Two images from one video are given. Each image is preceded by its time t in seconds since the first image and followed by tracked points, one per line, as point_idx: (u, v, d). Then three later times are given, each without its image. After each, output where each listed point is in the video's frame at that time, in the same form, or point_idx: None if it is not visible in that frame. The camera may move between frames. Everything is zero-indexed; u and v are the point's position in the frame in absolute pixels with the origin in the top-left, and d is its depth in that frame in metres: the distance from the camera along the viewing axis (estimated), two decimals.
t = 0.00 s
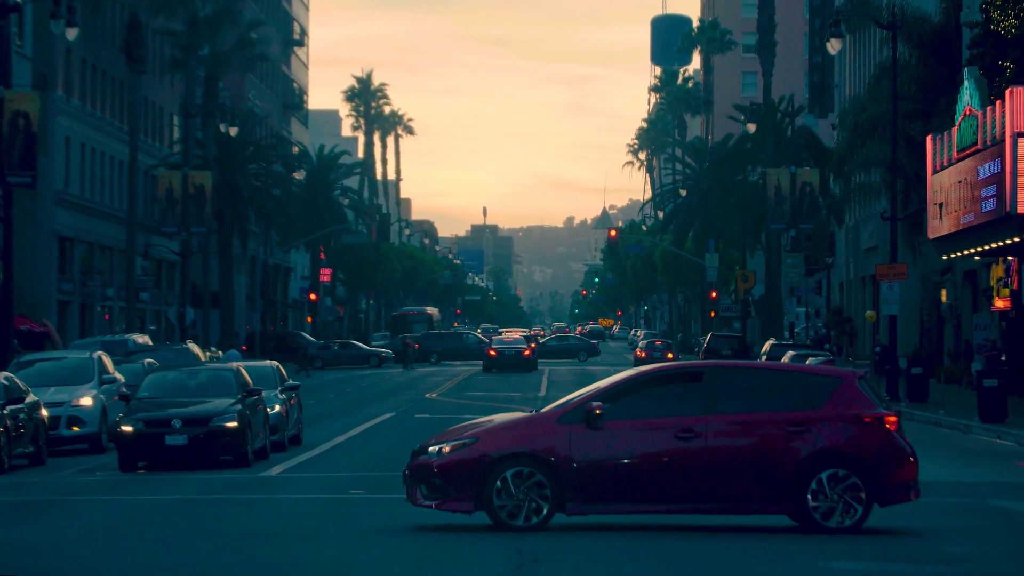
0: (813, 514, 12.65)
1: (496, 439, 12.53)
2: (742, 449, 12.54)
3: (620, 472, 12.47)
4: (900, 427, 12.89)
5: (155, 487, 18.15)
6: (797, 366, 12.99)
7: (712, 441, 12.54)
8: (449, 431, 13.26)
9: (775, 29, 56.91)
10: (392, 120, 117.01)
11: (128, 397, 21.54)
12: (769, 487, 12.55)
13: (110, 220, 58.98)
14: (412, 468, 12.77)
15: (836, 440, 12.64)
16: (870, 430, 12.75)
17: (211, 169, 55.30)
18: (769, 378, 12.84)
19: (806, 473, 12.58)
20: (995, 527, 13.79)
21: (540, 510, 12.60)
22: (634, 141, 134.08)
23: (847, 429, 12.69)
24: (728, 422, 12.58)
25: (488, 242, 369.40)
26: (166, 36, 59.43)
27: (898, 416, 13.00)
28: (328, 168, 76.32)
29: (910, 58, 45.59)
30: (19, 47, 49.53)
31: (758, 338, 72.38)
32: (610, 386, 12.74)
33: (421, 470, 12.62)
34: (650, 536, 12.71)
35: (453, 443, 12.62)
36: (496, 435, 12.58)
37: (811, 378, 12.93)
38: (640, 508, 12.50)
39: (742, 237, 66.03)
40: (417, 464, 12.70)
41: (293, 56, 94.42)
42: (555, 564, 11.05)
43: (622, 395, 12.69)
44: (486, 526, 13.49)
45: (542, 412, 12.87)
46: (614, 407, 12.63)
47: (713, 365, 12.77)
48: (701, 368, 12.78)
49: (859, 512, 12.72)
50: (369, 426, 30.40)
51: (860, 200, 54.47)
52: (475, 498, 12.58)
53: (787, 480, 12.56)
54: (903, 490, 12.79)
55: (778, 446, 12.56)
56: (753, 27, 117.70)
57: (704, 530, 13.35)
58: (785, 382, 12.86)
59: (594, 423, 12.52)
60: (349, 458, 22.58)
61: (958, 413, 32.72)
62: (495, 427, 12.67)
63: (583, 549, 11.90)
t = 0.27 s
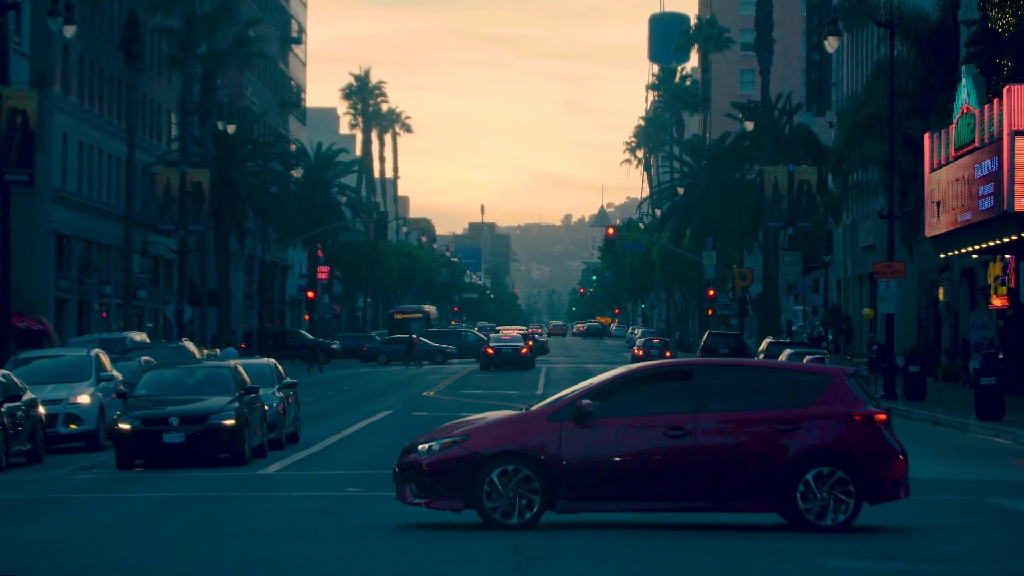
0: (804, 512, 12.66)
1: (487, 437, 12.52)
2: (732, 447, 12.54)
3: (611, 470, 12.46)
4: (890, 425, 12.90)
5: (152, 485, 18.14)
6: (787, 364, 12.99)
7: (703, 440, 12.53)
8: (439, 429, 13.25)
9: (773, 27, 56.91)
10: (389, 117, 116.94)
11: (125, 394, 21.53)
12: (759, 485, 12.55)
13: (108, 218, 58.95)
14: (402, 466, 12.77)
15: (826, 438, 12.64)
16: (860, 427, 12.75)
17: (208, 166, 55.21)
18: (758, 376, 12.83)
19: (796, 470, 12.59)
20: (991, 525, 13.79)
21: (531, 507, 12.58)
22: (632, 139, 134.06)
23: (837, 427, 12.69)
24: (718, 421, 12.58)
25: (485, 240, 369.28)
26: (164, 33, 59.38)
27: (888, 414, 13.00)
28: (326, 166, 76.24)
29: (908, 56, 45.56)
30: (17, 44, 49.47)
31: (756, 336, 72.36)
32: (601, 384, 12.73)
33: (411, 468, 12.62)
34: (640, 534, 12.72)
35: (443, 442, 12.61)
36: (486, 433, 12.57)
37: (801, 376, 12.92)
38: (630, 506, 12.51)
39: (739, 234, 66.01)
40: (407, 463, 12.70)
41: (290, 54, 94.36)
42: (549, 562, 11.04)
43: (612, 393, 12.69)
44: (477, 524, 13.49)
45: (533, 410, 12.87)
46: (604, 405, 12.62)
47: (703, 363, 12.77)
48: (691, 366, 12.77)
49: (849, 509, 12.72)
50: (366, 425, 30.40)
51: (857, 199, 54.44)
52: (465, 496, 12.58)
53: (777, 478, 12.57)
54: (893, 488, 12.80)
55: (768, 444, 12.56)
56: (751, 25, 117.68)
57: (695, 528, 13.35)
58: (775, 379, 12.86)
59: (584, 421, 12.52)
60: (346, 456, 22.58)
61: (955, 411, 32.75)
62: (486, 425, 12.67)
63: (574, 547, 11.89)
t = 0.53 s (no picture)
0: (799, 510, 12.67)
1: (481, 434, 12.51)
2: (726, 446, 12.54)
3: (605, 467, 12.46)
4: (884, 422, 12.90)
5: (151, 482, 18.12)
6: (780, 362, 12.98)
7: (697, 437, 12.54)
8: (434, 426, 13.25)
9: (771, 24, 56.86)
10: (387, 115, 116.93)
11: (123, 391, 21.51)
12: (754, 483, 12.55)
13: (106, 215, 58.93)
14: (396, 463, 12.78)
15: (821, 435, 12.64)
16: (854, 425, 12.75)
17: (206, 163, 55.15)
18: (752, 374, 12.83)
19: (791, 468, 12.59)
20: (990, 523, 13.77)
21: (525, 504, 12.58)
22: (629, 136, 134.11)
23: (832, 424, 12.69)
24: (713, 418, 12.58)
25: (483, 237, 369.32)
26: (162, 30, 59.35)
27: (882, 411, 13.00)
28: (324, 163, 76.22)
29: (907, 53, 45.57)
30: (15, 42, 49.47)
31: (754, 334, 72.41)
32: (595, 381, 12.73)
33: (406, 465, 12.61)
34: (635, 532, 12.72)
35: (437, 439, 12.61)
36: (480, 430, 12.57)
37: (795, 373, 12.91)
38: (625, 503, 12.51)
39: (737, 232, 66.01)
40: (402, 460, 12.71)
41: (289, 51, 94.35)
42: (545, 559, 11.05)
43: (605, 390, 12.69)
44: (472, 522, 13.49)
45: (527, 407, 12.87)
46: (598, 402, 12.62)
47: (697, 361, 12.77)
48: (684, 364, 12.77)
49: (844, 505, 12.73)
50: (364, 422, 30.40)
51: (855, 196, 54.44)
52: (459, 494, 12.58)
53: (771, 475, 12.57)
54: (887, 485, 12.79)
55: (763, 442, 12.56)
56: (748, 22, 117.72)
57: (690, 526, 13.35)
58: (769, 377, 12.85)
59: (578, 419, 12.51)
60: (344, 454, 22.56)
61: (953, 409, 32.70)
62: (480, 422, 12.66)
63: (570, 545, 11.89)
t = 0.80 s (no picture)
0: (796, 508, 12.67)
1: (477, 431, 12.50)
2: (722, 443, 12.54)
3: (602, 465, 12.45)
4: (880, 420, 12.89)
5: (149, 480, 18.11)
6: (776, 359, 12.97)
7: (694, 435, 12.53)
8: (431, 423, 13.23)
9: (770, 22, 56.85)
10: (386, 112, 116.90)
11: (122, 388, 21.50)
12: (752, 480, 12.55)
13: (104, 211, 58.87)
14: (392, 460, 12.78)
15: (817, 433, 12.64)
16: (851, 423, 12.74)
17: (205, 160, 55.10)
18: (748, 372, 12.82)
19: (787, 465, 12.59)
20: (988, 521, 13.78)
21: (522, 501, 12.59)
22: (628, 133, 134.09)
23: (828, 422, 12.68)
24: (709, 416, 12.57)
25: (482, 234, 369.35)
26: (161, 27, 59.31)
27: (879, 408, 12.99)
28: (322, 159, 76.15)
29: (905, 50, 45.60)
30: (14, 38, 49.46)
31: (753, 331, 72.45)
32: (591, 378, 12.73)
33: (402, 462, 12.61)
34: (632, 529, 12.72)
35: (433, 436, 12.60)
36: (476, 427, 12.56)
37: (792, 371, 12.89)
38: (622, 501, 12.51)
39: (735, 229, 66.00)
40: (398, 457, 12.70)
41: (287, 48, 94.34)
42: (542, 557, 11.03)
43: (602, 387, 12.68)
44: (469, 519, 13.50)
45: (523, 404, 12.86)
46: (595, 400, 12.62)
47: (693, 358, 12.76)
48: (681, 361, 12.76)
49: (841, 503, 12.73)
50: (363, 419, 30.39)
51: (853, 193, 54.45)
52: (456, 492, 12.57)
53: (768, 472, 12.57)
54: (883, 483, 12.79)
55: (759, 440, 12.56)
56: (747, 19, 117.69)
57: (686, 523, 13.36)
58: (765, 375, 12.84)
59: (574, 416, 12.50)
60: (342, 450, 22.54)
61: (951, 407, 32.69)
62: (476, 420, 12.65)
63: (566, 543, 11.89)
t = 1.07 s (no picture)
0: (793, 505, 12.67)
1: (472, 428, 12.50)
2: (719, 440, 12.53)
3: (598, 462, 12.46)
4: (876, 416, 12.88)
5: (147, 476, 18.10)
6: (772, 355, 12.98)
7: (690, 431, 12.53)
8: (427, 419, 13.23)
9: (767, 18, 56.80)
10: (383, 108, 116.82)
11: (119, 385, 21.48)
12: (748, 476, 12.55)
13: (102, 208, 58.83)
14: (388, 457, 12.76)
15: (813, 430, 12.64)
16: (847, 419, 12.74)
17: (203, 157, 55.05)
18: (744, 369, 12.82)
19: (783, 462, 12.59)
20: (987, 517, 13.79)
21: (518, 497, 12.60)
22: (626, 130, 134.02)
23: (824, 419, 12.69)
24: (705, 412, 12.58)
25: (480, 230, 369.34)
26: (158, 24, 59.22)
27: (875, 405, 12.99)
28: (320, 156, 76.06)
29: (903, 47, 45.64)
30: (11, 35, 49.36)
31: (751, 328, 72.46)
32: (587, 375, 12.74)
33: (397, 459, 12.60)
34: (629, 526, 12.73)
35: (429, 432, 12.59)
36: (472, 424, 12.56)
37: (788, 368, 12.91)
38: (619, 497, 12.51)
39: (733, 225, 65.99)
40: (393, 454, 12.69)
41: (284, 44, 94.23)
42: (540, 553, 11.02)
43: (598, 384, 12.70)
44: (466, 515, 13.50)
45: (519, 401, 12.86)
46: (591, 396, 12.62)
47: (689, 355, 12.77)
48: (677, 358, 12.77)
49: (838, 499, 12.74)
50: (361, 415, 30.41)
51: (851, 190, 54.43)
52: (452, 488, 12.57)
53: (764, 469, 12.57)
54: (880, 479, 12.78)
55: (755, 436, 12.56)
56: (745, 16, 117.60)
57: (683, 520, 13.36)
58: (762, 371, 12.85)
59: (571, 413, 12.50)
60: (340, 447, 22.55)
61: (950, 403, 32.71)
62: (472, 416, 12.65)
63: (563, 540, 11.89)
